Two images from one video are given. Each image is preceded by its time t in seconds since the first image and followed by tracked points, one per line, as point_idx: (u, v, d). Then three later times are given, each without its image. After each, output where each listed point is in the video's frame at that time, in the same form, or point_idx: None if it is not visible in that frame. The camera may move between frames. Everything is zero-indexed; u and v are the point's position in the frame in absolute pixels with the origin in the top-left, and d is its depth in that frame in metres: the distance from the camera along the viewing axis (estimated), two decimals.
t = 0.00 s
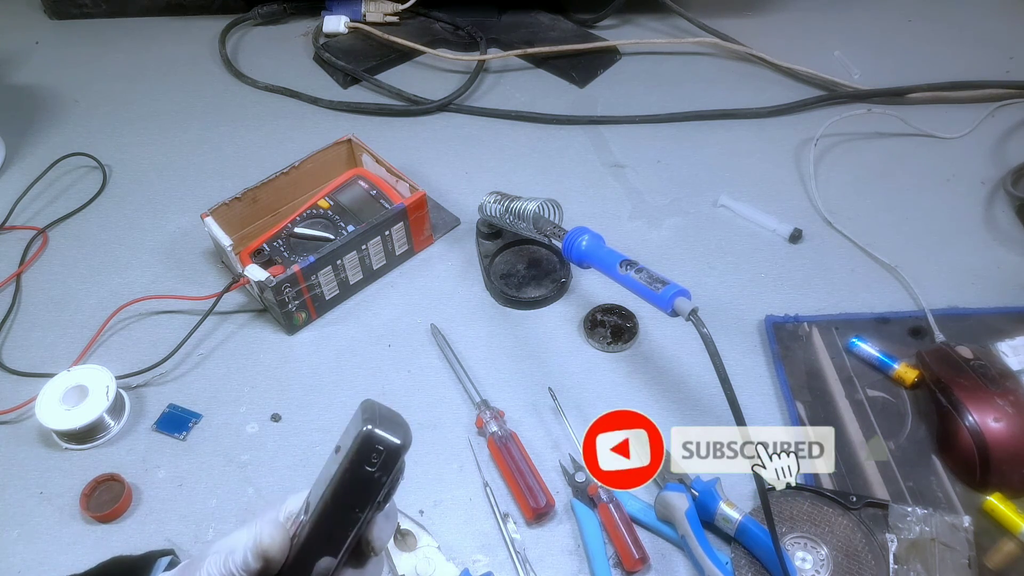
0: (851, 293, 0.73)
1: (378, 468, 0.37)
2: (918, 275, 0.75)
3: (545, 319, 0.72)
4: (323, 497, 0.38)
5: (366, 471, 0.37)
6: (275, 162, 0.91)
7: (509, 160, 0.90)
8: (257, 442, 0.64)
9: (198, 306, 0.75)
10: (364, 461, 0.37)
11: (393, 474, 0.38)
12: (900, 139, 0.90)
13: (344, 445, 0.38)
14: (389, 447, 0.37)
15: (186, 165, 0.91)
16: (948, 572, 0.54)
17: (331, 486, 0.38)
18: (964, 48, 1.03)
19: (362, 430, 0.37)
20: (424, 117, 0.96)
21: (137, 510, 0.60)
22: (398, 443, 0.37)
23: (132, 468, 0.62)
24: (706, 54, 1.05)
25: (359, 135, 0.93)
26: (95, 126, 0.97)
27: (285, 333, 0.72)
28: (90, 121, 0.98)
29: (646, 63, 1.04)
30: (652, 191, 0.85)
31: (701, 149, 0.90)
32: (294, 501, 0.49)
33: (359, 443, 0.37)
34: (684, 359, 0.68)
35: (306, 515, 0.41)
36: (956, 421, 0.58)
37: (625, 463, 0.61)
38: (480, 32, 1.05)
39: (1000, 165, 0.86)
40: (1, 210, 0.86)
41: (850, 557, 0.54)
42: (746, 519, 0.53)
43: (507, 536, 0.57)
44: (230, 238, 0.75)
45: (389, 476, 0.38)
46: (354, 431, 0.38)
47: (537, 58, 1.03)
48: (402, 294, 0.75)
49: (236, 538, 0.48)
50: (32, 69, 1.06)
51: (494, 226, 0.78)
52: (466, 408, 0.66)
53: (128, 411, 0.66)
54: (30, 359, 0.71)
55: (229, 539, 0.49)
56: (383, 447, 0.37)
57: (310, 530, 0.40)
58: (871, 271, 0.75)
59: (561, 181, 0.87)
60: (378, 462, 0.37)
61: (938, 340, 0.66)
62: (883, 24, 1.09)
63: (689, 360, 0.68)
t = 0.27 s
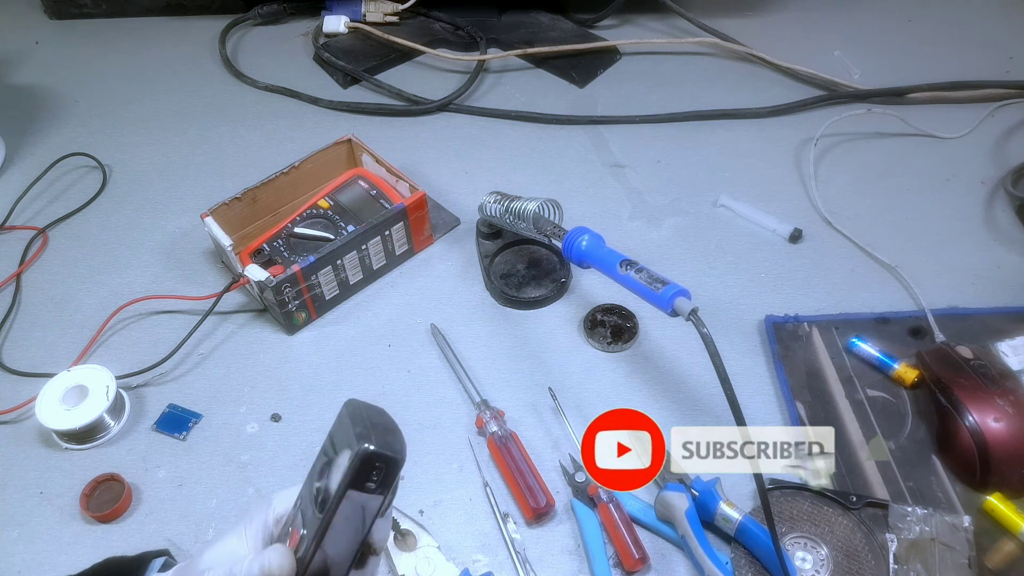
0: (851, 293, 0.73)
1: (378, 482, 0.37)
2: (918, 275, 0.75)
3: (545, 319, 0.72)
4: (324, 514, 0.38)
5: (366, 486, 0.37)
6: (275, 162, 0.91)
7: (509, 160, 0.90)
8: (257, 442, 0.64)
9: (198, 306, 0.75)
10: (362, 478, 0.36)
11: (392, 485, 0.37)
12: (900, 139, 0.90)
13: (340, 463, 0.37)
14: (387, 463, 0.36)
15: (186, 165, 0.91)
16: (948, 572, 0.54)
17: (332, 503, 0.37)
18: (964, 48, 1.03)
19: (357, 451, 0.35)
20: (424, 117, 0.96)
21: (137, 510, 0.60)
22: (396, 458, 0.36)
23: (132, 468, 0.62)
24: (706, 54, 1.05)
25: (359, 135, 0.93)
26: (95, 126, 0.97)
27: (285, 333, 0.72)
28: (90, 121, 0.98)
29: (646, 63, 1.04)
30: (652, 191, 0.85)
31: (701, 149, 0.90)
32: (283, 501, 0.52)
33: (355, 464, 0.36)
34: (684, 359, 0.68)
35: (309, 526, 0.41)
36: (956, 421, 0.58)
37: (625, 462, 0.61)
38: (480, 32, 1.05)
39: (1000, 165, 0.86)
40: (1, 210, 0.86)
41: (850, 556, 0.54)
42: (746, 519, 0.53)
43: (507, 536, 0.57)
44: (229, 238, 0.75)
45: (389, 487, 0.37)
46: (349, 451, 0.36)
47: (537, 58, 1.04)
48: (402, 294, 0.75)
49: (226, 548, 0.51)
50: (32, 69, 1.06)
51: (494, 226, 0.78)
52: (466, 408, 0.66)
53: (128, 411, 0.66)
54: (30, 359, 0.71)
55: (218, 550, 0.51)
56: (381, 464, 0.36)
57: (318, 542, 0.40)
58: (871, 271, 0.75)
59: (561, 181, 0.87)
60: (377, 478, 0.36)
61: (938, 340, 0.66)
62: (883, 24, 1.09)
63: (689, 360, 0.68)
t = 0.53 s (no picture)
0: (851, 293, 0.73)
1: (389, 489, 0.37)
2: (918, 275, 0.75)
3: (545, 319, 0.72)
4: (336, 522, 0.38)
5: (376, 494, 0.37)
6: (275, 162, 0.91)
7: (509, 160, 0.90)
8: (257, 442, 0.64)
9: (198, 306, 0.75)
10: (374, 488, 0.36)
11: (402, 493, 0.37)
12: (900, 139, 0.90)
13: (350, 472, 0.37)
14: (398, 472, 0.36)
15: (186, 165, 0.91)
16: (948, 572, 0.54)
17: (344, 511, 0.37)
18: (964, 48, 1.03)
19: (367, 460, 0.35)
20: (424, 117, 0.96)
21: (137, 510, 0.60)
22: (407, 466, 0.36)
23: (132, 468, 0.62)
24: (706, 54, 1.05)
25: (359, 135, 0.93)
26: (95, 126, 0.97)
27: (285, 333, 0.72)
28: (90, 120, 0.98)
29: (646, 63, 1.04)
30: (652, 191, 0.85)
31: (701, 149, 0.90)
32: (276, 504, 0.53)
33: (366, 474, 0.35)
34: (684, 359, 0.68)
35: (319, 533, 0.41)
36: (956, 421, 0.58)
37: (625, 462, 0.61)
38: (480, 32, 1.05)
39: (1000, 164, 0.86)
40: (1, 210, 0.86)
41: (850, 556, 0.54)
42: (746, 519, 0.53)
43: (507, 536, 0.57)
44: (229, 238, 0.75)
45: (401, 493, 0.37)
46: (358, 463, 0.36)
47: (537, 58, 1.04)
48: (402, 294, 0.75)
49: (224, 558, 0.50)
50: (32, 69, 1.06)
51: (494, 226, 0.78)
52: (466, 408, 0.66)
53: (128, 411, 0.66)
54: (30, 359, 0.71)
55: (213, 562, 0.50)
56: (392, 472, 0.35)
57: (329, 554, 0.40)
58: (871, 271, 0.75)
59: (561, 181, 0.87)
60: (389, 485, 0.36)
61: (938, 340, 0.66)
62: (883, 24, 1.09)
63: (689, 360, 0.68)
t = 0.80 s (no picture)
0: (851, 293, 0.73)
1: (413, 496, 0.40)
2: (918, 275, 0.75)
3: (546, 319, 0.72)
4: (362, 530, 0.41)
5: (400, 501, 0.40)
6: (275, 162, 0.91)
7: (509, 160, 0.90)
8: (257, 442, 0.64)
9: (198, 306, 0.75)
10: (398, 496, 0.40)
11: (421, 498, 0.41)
12: (900, 139, 0.90)
13: (376, 482, 0.40)
14: (421, 478, 0.40)
15: (186, 165, 0.91)
16: (949, 572, 0.54)
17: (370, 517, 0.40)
18: (964, 48, 1.03)
19: (397, 469, 0.39)
20: (424, 117, 0.96)
21: (137, 510, 0.60)
22: (428, 472, 0.40)
23: (132, 468, 0.62)
24: (706, 54, 1.05)
25: (359, 135, 0.93)
26: (95, 125, 0.97)
27: (285, 333, 0.72)
28: (90, 121, 0.98)
29: (646, 63, 1.04)
30: (652, 191, 0.85)
31: (701, 149, 0.90)
32: (277, 511, 0.53)
33: (394, 483, 0.39)
34: (684, 359, 0.68)
35: (337, 542, 0.43)
36: (956, 421, 0.58)
37: (625, 462, 0.61)
38: (480, 32, 1.05)
39: (1000, 164, 0.86)
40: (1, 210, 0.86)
41: (850, 556, 0.54)
42: (746, 519, 0.53)
43: (507, 536, 0.57)
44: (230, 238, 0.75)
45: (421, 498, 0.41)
46: (385, 472, 0.39)
47: (537, 58, 1.04)
48: (402, 294, 0.75)
49: (226, 568, 0.51)
50: (32, 69, 1.06)
51: (494, 226, 0.78)
52: (466, 408, 0.66)
53: (128, 411, 0.66)
54: (30, 359, 0.71)
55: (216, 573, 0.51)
56: (417, 478, 0.40)
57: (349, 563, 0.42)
58: (871, 271, 0.75)
59: (561, 181, 0.86)
60: (412, 491, 0.40)
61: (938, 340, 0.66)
62: (883, 24, 1.09)
63: (689, 360, 0.68)
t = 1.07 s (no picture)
0: (851, 293, 0.73)
1: (431, 509, 0.40)
2: (918, 275, 0.75)
3: (545, 319, 0.72)
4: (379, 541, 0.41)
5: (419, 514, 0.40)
6: (275, 162, 0.91)
7: (509, 160, 0.90)
8: (256, 442, 0.64)
9: (198, 306, 0.75)
10: (416, 509, 0.40)
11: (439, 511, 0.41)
12: (900, 139, 0.90)
13: (396, 493, 0.40)
14: (440, 491, 0.40)
15: (186, 165, 0.91)
16: (948, 572, 0.54)
17: (388, 528, 0.40)
18: (964, 48, 1.03)
19: (418, 480, 0.39)
20: (424, 117, 0.96)
21: (137, 510, 0.60)
22: (447, 485, 0.40)
23: (132, 468, 0.62)
24: (706, 54, 1.05)
25: (359, 135, 0.93)
26: (95, 126, 0.97)
27: (285, 333, 0.72)
28: (90, 121, 0.98)
29: (646, 63, 1.04)
30: (652, 191, 0.85)
31: (701, 149, 0.90)
32: (286, 520, 0.54)
33: (414, 494, 0.39)
34: (684, 359, 0.69)
35: (351, 553, 0.43)
36: (956, 421, 0.58)
37: (625, 462, 0.61)
38: (480, 32, 1.05)
39: (1000, 164, 0.86)
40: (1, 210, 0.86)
41: (850, 556, 0.54)
42: (746, 519, 0.53)
43: (507, 536, 0.57)
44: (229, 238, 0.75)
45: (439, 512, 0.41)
46: (405, 483, 0.40)
47: (537, 58, 1.04)
48: (402, 294, 0.75)
49: None
50: (32, 69, 1.06)
51: (494, 226, 0.78)
52: (466, 408, 0.66)
53: (128, 411, 0.66)
54: (30, 359, 0.71)
55: None
56: (435, 492, 0.40)
57: None
58: (870, 271, 0.75)
59: (561, 181, 0.86)
60: (431, 504, 0.40)
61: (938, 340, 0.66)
62: (883, 24, 1.09)
63: (689, 360, 0.68)
